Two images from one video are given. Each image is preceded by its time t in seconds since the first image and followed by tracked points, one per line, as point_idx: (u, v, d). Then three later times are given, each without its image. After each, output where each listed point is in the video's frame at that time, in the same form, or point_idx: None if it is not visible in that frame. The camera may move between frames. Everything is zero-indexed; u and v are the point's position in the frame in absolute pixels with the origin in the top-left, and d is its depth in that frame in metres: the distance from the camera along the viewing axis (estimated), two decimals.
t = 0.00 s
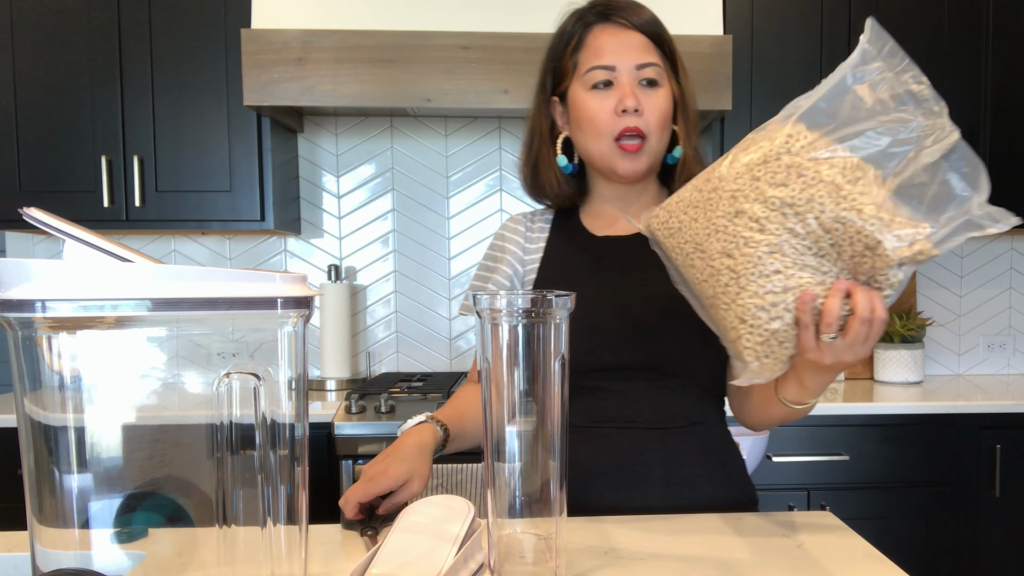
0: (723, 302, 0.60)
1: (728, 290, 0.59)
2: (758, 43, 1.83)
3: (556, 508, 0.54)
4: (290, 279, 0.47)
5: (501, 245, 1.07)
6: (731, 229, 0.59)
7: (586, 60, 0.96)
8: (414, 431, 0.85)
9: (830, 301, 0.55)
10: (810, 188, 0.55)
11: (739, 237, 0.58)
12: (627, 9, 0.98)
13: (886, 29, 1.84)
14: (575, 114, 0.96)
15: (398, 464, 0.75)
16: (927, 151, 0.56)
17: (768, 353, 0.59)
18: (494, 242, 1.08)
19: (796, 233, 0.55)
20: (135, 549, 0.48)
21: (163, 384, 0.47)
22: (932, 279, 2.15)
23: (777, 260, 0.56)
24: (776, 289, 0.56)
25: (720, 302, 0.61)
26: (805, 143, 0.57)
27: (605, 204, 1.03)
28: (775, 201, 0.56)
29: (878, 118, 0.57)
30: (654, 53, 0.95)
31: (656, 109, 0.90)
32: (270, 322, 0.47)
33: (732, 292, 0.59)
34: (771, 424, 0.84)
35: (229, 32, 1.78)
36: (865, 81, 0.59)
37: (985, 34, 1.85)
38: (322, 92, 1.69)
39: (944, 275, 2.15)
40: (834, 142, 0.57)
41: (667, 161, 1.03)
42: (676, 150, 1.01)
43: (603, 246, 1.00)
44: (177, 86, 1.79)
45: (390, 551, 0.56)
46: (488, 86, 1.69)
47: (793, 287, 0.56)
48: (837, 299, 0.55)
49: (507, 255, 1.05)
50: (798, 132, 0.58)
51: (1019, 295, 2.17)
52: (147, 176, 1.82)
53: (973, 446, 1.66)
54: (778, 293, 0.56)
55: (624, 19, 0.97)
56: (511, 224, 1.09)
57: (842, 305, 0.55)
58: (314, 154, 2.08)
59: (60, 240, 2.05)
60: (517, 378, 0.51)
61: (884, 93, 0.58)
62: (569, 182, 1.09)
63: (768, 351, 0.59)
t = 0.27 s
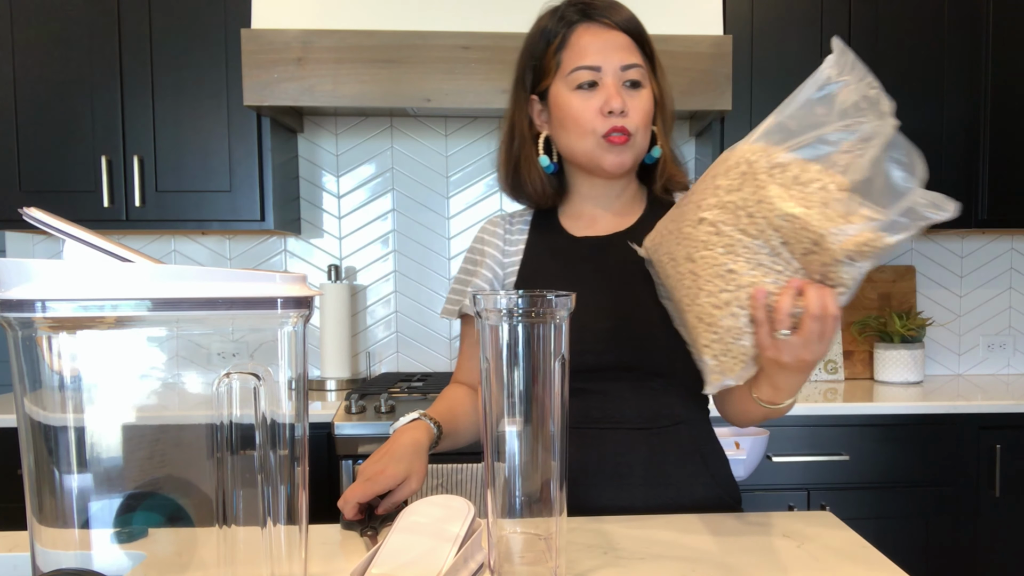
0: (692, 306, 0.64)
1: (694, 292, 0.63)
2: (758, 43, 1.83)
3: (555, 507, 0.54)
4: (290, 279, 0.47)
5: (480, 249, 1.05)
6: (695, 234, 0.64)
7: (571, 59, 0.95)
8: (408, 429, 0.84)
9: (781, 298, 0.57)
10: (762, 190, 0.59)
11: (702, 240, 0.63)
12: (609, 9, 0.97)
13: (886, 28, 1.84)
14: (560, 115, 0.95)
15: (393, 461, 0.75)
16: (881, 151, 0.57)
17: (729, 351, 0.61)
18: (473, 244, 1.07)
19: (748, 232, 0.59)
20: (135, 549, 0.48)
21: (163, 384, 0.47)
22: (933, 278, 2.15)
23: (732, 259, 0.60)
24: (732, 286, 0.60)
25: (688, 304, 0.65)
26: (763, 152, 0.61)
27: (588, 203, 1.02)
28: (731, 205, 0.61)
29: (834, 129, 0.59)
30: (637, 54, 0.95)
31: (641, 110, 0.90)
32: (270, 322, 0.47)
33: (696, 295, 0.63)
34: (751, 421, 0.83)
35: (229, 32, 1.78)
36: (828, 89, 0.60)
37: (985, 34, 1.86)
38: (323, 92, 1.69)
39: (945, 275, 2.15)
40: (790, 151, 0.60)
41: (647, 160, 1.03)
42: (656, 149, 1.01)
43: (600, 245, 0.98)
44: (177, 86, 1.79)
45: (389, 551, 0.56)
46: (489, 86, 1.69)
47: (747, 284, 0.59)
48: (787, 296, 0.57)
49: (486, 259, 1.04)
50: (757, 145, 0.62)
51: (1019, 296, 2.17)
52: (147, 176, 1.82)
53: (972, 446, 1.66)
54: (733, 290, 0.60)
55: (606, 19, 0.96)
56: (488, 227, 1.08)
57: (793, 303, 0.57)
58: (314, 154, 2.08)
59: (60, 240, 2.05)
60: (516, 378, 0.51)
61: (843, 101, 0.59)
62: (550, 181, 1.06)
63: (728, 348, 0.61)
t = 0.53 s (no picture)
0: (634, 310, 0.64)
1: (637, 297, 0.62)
2: (759, 43, 1.83)
3: (555, 508, 0.54)
4: (290, 279, 0.47)
5: (467, 257, 1.05)
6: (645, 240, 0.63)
7: (549, 63, 0.94)
8: (404, 429, 0.84)
9: (694, 305, 0.57)
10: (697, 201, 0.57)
11: (647, 245, 0.62)
12: (585, 11, 0.97)
13: (887, 28, 1.84)
14: (542, 121, 0.94)
15: (392, 460, 0.74)
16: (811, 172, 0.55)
17: (663, 358, 0.60)
18: (459, 250, 1.06)
19: (682, 238, 0.58)
20: (135, 549, 0.48)
21: (163, 384, 0.47)
22: (933, 278, 2.15)
23: (669, 265, 0.59)
24: (667, 291, 0.59)
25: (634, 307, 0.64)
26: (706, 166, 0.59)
27: (573, 208, 1.02)
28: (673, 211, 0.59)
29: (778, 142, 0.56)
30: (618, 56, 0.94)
31: (624, 112, 0.89)
32: (270, 322, 0.47)
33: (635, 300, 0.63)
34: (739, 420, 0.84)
35: (230, 32, 1.78)
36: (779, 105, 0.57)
37: (985, 33, 1.86)
38: (322, 92, 1.69)
39: (944, 275, 2.15)
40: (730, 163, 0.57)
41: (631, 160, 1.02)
42: (639, 149, 1.01)
43: (597, 244, 0.98)
44: (177, 86, 1.79)
45: (390, 551, 0.56)
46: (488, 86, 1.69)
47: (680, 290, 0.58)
48: (702, 301, 0.56)
49: (473, 267, 1.04)
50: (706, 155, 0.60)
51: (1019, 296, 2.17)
52: (147, 176, 1.82)
53: (972, 446, 1.66)
54: (667, 295, 0.59)
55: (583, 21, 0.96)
56: (474, 231, 1.07)
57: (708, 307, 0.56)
58: (314, 154, 2.08)
59: (60, 240, 2.05)
60: (516, 379, 0.51)
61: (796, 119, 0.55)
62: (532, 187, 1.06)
63: (661, 355, 0.60)
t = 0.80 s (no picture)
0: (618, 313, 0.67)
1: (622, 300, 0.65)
2: (759, 43, 1.83)
3: (555, 508, 0.54)
4: (290, 279, 0.47)
5: (462, 258, 1.05)
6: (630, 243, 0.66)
7: (539, 66, 0.94)
8: (401, 429, 0.84)
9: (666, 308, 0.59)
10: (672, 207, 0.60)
11: (631, 248, 0.65)
12: (575, 10, 0.95)
13: (887, 28, 1.84)
14: (532, 124, 0.94)
15: (390, 461, 0.74)
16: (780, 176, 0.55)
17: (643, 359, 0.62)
18: (455, 250, 1.06)
19: (658, 243, 0.61)
20: (135, 550, 0.48)
21: (162, 385, 0.47)
22: (933, 278, 2.15)
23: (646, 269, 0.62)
24: (646, 294, 0.62)
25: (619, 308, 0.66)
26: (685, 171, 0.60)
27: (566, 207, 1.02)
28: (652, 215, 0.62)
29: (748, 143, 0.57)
30: (607, 56, 0.93)
31: (613, 114, 0.89)
32: (270, 322, 0.47)
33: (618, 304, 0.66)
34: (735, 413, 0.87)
35: (230, 32, 1.77)
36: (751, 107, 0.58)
37: (984, 34, 1.86)
38: (322, 92, 1.69)
39: (944, 275, 2.15)
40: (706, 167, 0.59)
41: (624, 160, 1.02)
42: (631, 148, 1.01)
43: (595, 244, 0.98)
44: (177, 86, 1.79)
45: (390, 551, 0.56)
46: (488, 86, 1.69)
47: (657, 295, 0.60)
48: (675, 305, 0.58)
49: (469, 267, 1.04)
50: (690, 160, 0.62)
51: (1019, 295, 2.17)
52: (147, 176, 1.82)
53: (972, 446, 1.66)
54: (645, 298, 0.62)
55: (572, 20, 0.95)
56: (469, 232, 1.07)
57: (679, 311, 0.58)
58: (314, 154, 2.08)
59: (60, 240, 2.05)
60: (516, 378, 0.51)
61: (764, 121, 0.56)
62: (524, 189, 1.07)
63: (640, 356, 0.63)
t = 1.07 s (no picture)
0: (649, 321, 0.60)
1: (653, 303, 0.58)
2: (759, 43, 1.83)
3: (555, 508, 0.54)
4: (290, 279, 0.47)
5: (462, 255, 1.05)
6: (647, 240, 0.59)
7: (544, 62, 0.95)
8: (399, 429, 0.84)
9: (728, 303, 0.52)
10: (699, 195, 0.55)
11: (650, 247, 0.58)
12: (587, 6, 0.96)
13: (887, 28, 1.84)
14: (534, 118, 0.95)
15: (389, 461, 0.74)
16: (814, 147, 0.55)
17: (691, 361, 0.56)
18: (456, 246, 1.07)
19: (689, 237, 0.55)
20: (134, 549, 0.48)
21: (162, 385, 0.47)
22: (933, 278, 2.15)
23: (679, 266, 0.56)
24: (687, 295, 0.55)
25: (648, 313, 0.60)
26: (700, 158, 0.56)
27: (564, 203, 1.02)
28: (672, 208, 0.56)
29: (767, 121, 0.55)
30: (614, 54, 0.94)
31: (614, 113, 0.89)
32: (270, 322, 0.47)
33: (651, 312, 0.59)
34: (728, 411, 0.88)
35: (230, 32, 1.78)
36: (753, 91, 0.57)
37: (984, 34, 1.86)
38: (322, 92, 1.69)
39: (944, 275, 2.15)
40: (727, 152, 0.55)
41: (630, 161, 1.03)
42: (636, 150, 1.01)
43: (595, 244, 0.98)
44: (177, 86, 1.79)
45: (389, 551, 0.56)
46: (489, 86, 1.69)
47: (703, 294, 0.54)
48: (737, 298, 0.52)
49: (469, 265, 1.04)
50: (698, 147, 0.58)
51: (1019, 295, 2.17)
52: (147, 175, 1.82)
53: (972, 446, 1.66)
54: (687, 299, 0.55)
55: (582, 17, 0.95)
56: (471, 228, 1.07)
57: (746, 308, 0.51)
58: (314, 154, 2.08)
59: (60, 240, 2.05)
60: (516, 379, 0.51)
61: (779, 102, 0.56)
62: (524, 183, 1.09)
63: (685, 361, 0.56)
